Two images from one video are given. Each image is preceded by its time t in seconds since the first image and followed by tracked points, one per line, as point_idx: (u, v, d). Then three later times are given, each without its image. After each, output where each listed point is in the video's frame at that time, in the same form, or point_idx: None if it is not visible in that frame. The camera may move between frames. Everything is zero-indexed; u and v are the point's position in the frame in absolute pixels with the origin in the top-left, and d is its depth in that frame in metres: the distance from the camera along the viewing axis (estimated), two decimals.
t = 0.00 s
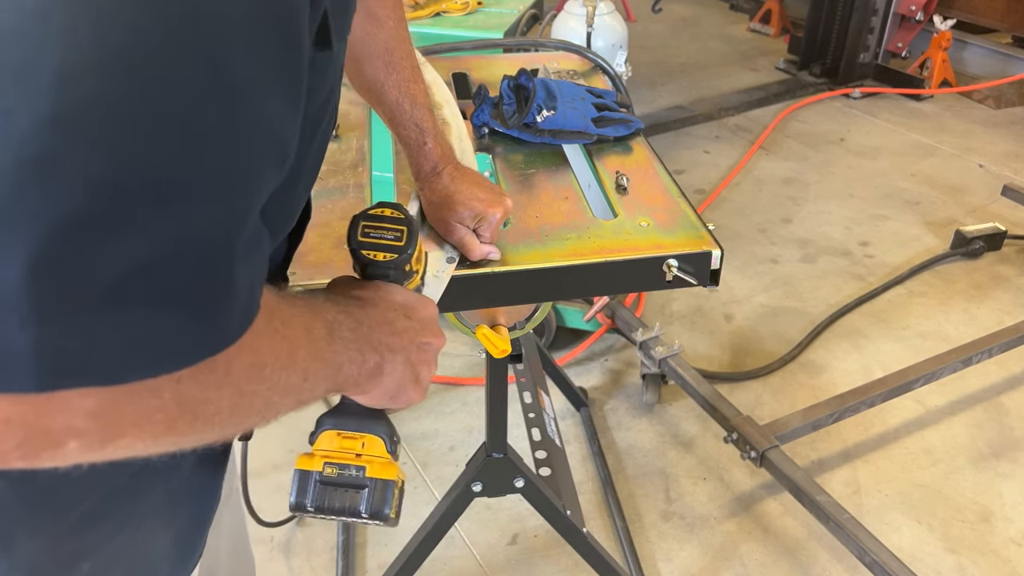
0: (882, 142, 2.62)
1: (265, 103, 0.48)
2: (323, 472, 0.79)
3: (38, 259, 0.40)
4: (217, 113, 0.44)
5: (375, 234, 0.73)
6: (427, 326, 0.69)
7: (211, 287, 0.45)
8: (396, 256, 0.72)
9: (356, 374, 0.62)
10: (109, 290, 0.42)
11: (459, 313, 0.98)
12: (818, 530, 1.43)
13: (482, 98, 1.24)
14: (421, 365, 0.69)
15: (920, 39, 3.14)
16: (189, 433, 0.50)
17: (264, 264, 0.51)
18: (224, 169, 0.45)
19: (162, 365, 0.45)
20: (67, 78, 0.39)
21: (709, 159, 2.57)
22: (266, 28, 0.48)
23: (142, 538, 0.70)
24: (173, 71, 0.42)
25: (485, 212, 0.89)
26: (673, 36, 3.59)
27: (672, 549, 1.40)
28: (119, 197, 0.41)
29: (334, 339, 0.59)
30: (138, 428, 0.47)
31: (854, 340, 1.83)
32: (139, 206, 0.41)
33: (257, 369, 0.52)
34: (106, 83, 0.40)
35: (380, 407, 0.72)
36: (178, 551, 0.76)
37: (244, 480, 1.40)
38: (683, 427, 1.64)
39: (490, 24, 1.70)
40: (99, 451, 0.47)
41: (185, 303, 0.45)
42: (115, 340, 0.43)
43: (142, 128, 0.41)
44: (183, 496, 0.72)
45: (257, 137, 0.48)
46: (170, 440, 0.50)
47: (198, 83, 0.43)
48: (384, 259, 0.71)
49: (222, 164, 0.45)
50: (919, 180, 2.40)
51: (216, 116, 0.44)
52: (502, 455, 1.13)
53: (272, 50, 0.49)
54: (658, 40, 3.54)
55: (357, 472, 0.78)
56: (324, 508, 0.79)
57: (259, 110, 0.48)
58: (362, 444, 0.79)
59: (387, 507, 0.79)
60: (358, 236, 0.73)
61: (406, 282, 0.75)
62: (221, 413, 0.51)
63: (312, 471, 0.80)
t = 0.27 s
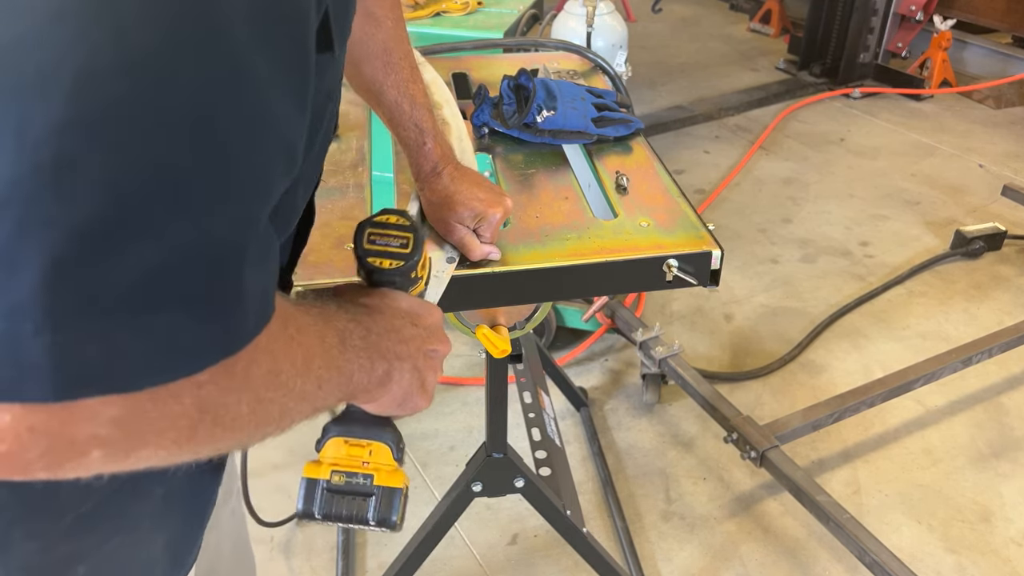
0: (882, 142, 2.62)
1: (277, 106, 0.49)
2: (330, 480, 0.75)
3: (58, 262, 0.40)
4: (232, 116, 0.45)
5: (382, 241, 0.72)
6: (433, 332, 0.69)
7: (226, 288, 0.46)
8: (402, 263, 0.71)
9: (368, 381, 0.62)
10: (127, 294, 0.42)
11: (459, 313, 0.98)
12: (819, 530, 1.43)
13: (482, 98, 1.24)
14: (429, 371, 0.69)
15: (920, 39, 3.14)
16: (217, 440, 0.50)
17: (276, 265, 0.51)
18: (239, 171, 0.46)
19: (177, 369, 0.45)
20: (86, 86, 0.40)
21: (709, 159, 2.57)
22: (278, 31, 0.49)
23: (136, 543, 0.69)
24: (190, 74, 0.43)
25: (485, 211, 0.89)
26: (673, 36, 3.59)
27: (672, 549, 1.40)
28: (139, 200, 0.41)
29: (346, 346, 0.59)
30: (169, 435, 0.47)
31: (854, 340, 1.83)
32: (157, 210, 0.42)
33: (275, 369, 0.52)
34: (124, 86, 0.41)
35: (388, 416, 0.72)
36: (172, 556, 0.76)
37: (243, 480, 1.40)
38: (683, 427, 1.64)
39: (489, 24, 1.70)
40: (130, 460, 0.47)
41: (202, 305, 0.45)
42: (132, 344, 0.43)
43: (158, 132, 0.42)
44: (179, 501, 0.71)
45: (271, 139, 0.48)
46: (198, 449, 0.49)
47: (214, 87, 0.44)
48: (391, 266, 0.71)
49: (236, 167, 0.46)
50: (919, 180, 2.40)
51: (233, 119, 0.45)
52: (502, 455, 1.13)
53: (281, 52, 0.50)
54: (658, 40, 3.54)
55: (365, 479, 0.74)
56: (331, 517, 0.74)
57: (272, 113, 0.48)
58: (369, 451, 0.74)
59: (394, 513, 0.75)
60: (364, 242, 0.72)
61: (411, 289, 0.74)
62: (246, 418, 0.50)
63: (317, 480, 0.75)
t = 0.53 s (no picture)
0: (882, 142, 2.62)
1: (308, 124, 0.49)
2: (342, 465, 0.71)
3: (99, 257, 0.41)
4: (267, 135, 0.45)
5: (395, 244, 0.74)
6: (441, 331, 0.70)
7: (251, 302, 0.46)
8: (414, 266, 0.72)
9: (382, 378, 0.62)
10: (157, 306, 0.42)
11: (459, 312, 0.98)
12: (819, 530, 1.43)
13: (482, 98, 1.24)
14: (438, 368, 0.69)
15: (920, 39, 3.14)
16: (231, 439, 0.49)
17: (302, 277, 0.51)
18: (270, 190, 0.46)
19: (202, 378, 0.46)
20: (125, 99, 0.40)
21: (709, 159, 2.57)
22: (316, 43, 0.49)
23: (161, 520, 0.70)
24: (228, 93, 0.43)
25: (484, 211, 0.89)
26: (673, 36, 3.59)
27: (672, 550, 1.40)
28: (170, 216, 0.42)
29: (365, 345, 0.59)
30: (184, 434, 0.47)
31: (854, 340, 1.83)
32: (190, 226, 0.42)
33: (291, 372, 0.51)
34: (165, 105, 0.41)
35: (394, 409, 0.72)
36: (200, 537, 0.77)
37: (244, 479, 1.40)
38: (683, 427, 1.64)
39: (489, 24, 1.70)
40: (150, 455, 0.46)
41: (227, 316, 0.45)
42: (158, 352, 0.43)
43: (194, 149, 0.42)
44: (199, 477, 0.72)
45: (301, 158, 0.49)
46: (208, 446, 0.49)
47: (249, 106, 0.44)
48: (403, 268, 0.72)
49: (267, 185, 0.46)
50: (919, 180, 2.40)
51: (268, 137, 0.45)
52: (502, 455, 1.13)
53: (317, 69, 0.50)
54: (657, 40, 3.54)
55: (376, 464, 0.71)
56: (342, 500, 0.71)
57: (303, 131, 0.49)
58: (380, 437, 0.71)
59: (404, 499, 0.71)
60: (379, 245, 0.74)
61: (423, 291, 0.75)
62: (260, 419, 0.50)
63: (328, 465, 0.71)
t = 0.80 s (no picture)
0: (882, 142, 2.62)
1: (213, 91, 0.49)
2: (301, 436, 0.69)
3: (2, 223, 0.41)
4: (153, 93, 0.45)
5: (390, 197, 0.71)
6: (431, 300, 0.67)
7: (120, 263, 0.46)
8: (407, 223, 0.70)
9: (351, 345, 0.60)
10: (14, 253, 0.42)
11: (459, 312, 0.98)
12: (818, 530, 1.43)
13: (482, 99, 1.24)
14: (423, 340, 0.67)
15: (920, 39, 3.14)
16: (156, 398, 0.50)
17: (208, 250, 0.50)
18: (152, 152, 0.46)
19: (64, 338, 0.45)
20: None
21: (709, 159, 2.57)
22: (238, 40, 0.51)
23: (168, 510, 0.70)
24: (106, 46, 0.43)
25: (484, 211, 0.88)
26: (673, 36, 3.59)
27: (672, 549, 1.40)
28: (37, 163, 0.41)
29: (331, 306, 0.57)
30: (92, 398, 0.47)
31: (854, 340, 1.83)
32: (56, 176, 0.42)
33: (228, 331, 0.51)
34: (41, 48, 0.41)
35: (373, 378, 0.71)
36: (200, 530, 0.76)
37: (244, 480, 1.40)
38: (683, 427, 1.64)
39: (490, 24, 1.70)
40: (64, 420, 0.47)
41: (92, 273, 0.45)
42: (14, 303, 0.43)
43: (67, 95, 0.42)
44: (206, 468, 0.72)
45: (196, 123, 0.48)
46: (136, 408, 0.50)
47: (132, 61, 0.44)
48: (395, 223, 0.70)
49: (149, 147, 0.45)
50: (919, 180, 2.40)
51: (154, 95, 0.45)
52: (502, 456, 1.13)
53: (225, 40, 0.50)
54: (658, 41, 3.53)
55: (337, 440, 0.69)
56: (296, 477, 0.68)
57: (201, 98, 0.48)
58: (348, 410, 0.70)
59: (364, 483, 0.69)
60: (370, 197, 0.71)
61: (416, 252, 0.73)
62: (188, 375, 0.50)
63: (286, 435, 0.69)
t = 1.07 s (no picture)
0: (882, 142, 2.62)
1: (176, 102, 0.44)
2: (279, 431, 0.68)
3: None
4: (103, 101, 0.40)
5: (383, 202, 0.73)
6: (415, 304, 0.68)
7: (71, 277, 0.42)
8: (398, 228, 0.71)
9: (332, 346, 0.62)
10: None
11: (459, 312, 0.98)
12: (818, 530, 1.43)
13: (482, 99, 1.25)
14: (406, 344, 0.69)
15: (920, 39, 3.14)
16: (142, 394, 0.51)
17: (163, 265, 0.47)
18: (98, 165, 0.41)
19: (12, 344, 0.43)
20: None
21: (709, 159, 2.57)
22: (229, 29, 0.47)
23: (172, 513, 0.71)
24: (51, 48, 0.38)
25: (485, 212, 0.88)
26: (673, 36, 3.59)
27: (672, 550, 1.40)
28: None
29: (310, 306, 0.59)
30: (74, 396, 0.47)
31: (853, 340, 1.83)
32: None
33: (215, 330, 0.52)
34: None
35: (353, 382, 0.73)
36: (201, 535, 0.77)
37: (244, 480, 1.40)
38: (683, 427, 1.64)
39: (490, 24, 1.70)
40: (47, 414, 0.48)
41: (35, 287, 0.42)
42: None
43: None
44: (209, 470, 0.74)
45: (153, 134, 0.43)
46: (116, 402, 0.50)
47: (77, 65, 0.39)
48: (387, 228, 0.71)
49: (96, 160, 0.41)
50: (919, 180, 2.40)
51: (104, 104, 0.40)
52: (502, 455, 1.13)
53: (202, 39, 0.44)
54: (658, 41, 3.54)
55: (314, 437, 0.69)
56: (271, 471, 0.68)
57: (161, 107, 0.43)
58: (325, 409, 0.70)
59: (337, 479, 0.68)
60: (365, 201, 0.73)
61: (409, 257, 0.74)
62: (172, 372, 0.51)
63: (265, 429, 0.69)
